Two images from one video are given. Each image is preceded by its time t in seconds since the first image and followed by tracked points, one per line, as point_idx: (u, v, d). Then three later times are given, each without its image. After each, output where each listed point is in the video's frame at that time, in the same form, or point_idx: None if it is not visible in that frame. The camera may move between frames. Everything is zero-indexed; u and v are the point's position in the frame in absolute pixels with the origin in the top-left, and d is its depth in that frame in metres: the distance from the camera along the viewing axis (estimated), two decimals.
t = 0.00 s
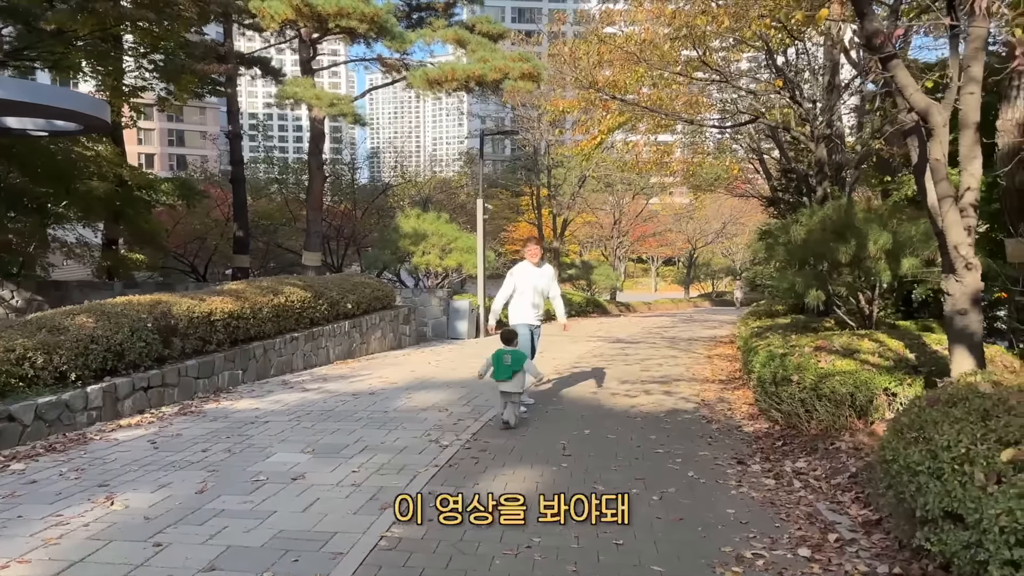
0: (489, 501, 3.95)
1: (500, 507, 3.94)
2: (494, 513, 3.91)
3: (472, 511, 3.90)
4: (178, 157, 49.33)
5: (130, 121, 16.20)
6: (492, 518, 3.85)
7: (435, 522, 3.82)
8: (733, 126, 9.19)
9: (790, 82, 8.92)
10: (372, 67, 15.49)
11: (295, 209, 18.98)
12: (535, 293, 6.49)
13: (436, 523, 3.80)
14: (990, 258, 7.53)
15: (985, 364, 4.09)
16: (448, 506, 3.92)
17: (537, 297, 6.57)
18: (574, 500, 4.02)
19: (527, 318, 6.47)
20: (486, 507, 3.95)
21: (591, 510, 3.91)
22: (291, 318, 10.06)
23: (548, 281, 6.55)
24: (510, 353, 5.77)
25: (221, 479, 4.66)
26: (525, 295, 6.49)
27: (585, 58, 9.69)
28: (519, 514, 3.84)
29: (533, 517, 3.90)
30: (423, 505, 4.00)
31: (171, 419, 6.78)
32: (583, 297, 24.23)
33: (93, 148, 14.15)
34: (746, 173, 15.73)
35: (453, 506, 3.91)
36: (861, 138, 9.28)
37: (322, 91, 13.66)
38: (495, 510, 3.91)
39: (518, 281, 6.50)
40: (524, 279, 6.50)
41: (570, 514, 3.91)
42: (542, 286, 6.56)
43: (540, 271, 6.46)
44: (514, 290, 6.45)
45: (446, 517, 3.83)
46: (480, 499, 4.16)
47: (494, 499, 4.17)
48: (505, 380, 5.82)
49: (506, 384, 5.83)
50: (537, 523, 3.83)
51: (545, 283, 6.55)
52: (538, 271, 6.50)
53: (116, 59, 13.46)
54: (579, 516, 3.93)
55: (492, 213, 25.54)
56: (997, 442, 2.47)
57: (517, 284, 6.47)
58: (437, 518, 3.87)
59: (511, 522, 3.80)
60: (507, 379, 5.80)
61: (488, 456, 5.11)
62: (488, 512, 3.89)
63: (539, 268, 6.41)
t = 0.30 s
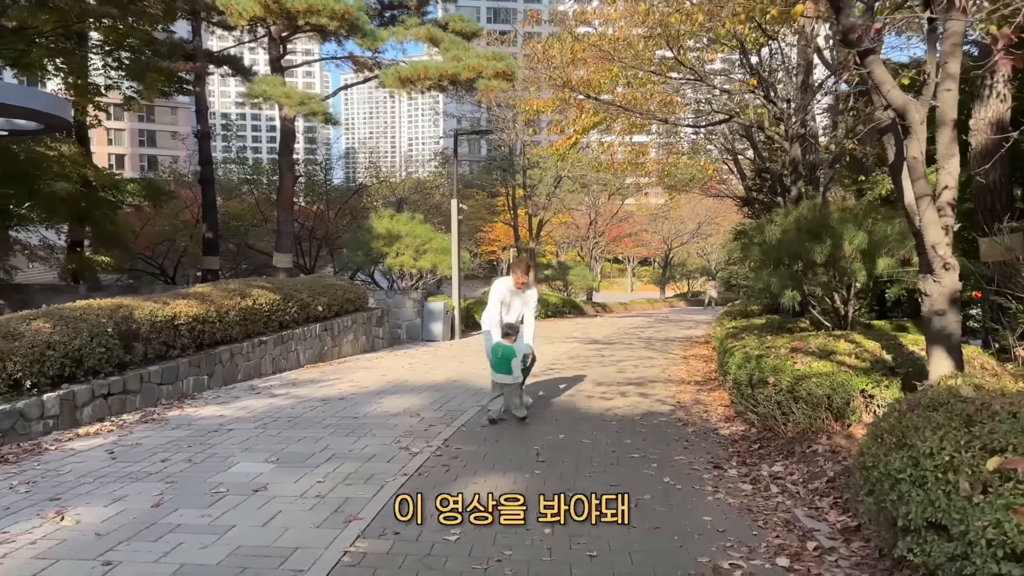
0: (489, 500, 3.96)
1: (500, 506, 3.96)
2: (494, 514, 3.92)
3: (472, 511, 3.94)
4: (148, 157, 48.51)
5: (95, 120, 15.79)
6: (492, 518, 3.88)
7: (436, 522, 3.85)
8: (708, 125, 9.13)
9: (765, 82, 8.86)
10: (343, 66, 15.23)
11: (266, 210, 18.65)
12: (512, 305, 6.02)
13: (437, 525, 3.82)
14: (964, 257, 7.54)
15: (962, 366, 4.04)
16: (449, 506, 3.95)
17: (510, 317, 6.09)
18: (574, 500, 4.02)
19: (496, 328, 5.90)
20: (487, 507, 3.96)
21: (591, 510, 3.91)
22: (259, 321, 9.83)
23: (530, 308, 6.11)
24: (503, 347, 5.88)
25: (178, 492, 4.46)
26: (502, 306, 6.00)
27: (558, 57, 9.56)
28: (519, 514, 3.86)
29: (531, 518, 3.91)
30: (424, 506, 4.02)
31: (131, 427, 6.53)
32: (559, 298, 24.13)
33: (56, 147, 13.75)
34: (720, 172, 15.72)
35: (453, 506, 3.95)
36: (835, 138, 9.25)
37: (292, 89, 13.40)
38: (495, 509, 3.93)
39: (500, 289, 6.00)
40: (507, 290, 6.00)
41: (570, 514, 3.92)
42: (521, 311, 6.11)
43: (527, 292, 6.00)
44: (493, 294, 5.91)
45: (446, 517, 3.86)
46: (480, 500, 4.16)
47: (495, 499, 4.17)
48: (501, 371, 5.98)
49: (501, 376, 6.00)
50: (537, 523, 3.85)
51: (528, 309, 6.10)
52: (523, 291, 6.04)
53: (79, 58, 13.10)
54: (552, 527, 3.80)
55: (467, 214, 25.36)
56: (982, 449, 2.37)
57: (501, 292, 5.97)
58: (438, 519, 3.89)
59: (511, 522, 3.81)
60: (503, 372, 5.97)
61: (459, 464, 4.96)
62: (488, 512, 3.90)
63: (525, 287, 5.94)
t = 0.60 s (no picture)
0: (489, 500, 3.92)
1: (500, 507, 3.92)
2: (494, 513, 3.89)
3: (472, 511, 3.89)
4: (125, 155, 47.85)
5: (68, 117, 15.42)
6: (492, 518, 3.84)
7: (436, 522, 3.82)
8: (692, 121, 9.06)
9: (749, 77, 8.79)
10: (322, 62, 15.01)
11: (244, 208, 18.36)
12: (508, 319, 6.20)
13: (439, 524, 3.79)
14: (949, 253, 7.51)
15: (953, 363, 3.97)
16: (449, 506, 3.90)
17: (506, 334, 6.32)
18: (573, 500, 3.98)
19: (488, 330, 6.20)
20: (487, 507, 3.92)
21: (591, 510, 3.86)
22: (235, 321, 9.61)
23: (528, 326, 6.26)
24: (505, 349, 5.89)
25: (148, 499, 4.27)
26: (497, 315, 6.29)
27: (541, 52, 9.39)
28: (519, 514, 3.82)
29: (531, 518, 3.87)
30: (424, 506, 3.98)
31: (102, 431, 6.31)
32: (542, 296, 24.02)
33: (27, 144, 13.39)
34: (702, 169, 15.69)
35: (453, 506, 3.90)
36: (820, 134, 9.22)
37: (269, 84, 13.17)
38: (495, 510, 3.90)
39: (498, 304, 6.40)
40: (505, 304, 6.37)
41: (570, 514, 3.87)
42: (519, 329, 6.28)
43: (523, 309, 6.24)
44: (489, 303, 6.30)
45: (446, 517, 3.82)
46: (481, 499, 4.13)
47: (497, 498, 4.14)
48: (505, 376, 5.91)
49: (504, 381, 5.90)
50: (537, 523, 3.81)
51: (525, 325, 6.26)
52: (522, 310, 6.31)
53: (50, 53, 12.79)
54: (537, 533, 3.67)
55: (448, 211, 25.20)
56: (986, 453, 2.29)
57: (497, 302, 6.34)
58: (438, 519, 3.85)
59: (510, 522, 3.77)
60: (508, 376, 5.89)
61: (441, 467, 4.82)
62: (488, 512, 3.87)
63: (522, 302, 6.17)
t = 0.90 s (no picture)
0: (488, 500, 3.84)
1: (500, 506, 3.84)
2: (494, 513, 3.81)
3: (472, 511, 3.81)
4: (109, 151, 47.27)
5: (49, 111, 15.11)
6: (492, 518, 3.75)
7: (436, 522, 3.73)
8: (686, 114, 8.94)
9: (744, 70, 8.67)
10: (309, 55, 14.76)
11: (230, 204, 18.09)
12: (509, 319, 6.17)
13: (438, 524, 3.70)
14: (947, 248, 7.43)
15: (964, 361, 3.85)
16: (449, 506, 3.83)
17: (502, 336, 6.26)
18: (574, 500, 3.90)
19: (489, 328, 6.09)
20: (486, 507, 3.84)
21: (591, 510, 3.78)
22: (221, 319, 9.40)
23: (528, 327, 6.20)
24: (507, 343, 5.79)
25: (130, 506, 4.09)
26: (496, 313, 6.20)
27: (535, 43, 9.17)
28: (519, 514, 3.74)
29: (531, 518, 3.79)
30: (424, 506, 3.89)
31: (83, 433, 6.10)
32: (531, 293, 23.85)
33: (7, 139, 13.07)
34: (693, 164, 15.59)
35: (453, 506, 3.82)
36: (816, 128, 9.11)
37: (255, 78, 12.93)
38: (495, 509, 3.81)
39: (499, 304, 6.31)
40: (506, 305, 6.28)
41: (571, 514, 3.79)
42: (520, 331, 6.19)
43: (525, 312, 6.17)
44: (490, 302, 6.25)
45: (446, 517, 3.74)
46: (481, 499, 4.04)
47: (497, 498, 4.04)
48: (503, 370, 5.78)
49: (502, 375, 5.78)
50: (537, 523, 3.73)
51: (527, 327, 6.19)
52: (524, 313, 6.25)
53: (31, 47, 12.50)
54: (537, 540, 3.52)
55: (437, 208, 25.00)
56: (1020, 456, 2.22)
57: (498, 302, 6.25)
58: (437, 519, 3.77)
59: (511, 522, 3.70)
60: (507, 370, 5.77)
61: (436, 470, 4.67)
62: (488, 512, 3.79)
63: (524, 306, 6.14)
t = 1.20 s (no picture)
0: (488, 500, 3.84)
1: (500, 506, 3.83)
2: (494, 513, 3.81)
3: (472, 511, 3.82)
4: (97, 151, 46.79)
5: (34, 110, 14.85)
6: (492, 518, 3.76)
7: (436, 522, 3.73)
8: (683, 111, 8.83)
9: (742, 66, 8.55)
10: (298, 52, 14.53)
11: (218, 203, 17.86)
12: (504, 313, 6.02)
13: (438, 524, 3.70)
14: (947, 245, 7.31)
15: (976, 364, 3.72)
16: (449, 506, 3.83)
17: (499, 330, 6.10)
18: (574, 499, 3.89)
19: (485, 326, 5.94)
20: (487, 507, 3.84)
21: (591, 510, 3.78)
22: (208, 320, 9.21)
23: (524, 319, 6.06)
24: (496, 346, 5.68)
25: (110, 518, 3.91)
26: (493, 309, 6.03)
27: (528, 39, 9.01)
28: (519, 514, 3.74)
29: (531, 517, 3.79)
30: (424, 505, 3.90)
31: (66, 439, 5.92)
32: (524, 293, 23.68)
33: None
34: (688, 162, 15.46)
35: (453, 506, 3.83)
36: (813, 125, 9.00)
37: (243, 75, 12.73)
38: (495, 509, 3.81)
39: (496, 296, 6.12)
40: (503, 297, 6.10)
41: (570, 514, 3.79)
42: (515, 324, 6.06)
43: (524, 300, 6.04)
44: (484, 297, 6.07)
45: (446, 517, 3.74)
46: (481, 499, 4.04)
47: (496, 497, 4.03)
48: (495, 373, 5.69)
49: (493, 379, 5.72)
50: (537, 523, 3.72)
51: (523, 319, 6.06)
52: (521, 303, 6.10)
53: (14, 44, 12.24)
54: (537, 551, 3.38)
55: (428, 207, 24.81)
56: None
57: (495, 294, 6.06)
58: (438, 519, 3.77)
59: (511, 522, 3.70)
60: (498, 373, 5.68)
61: (430, 476, 4.53)
62: (488, 512, 3.79)
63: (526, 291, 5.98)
